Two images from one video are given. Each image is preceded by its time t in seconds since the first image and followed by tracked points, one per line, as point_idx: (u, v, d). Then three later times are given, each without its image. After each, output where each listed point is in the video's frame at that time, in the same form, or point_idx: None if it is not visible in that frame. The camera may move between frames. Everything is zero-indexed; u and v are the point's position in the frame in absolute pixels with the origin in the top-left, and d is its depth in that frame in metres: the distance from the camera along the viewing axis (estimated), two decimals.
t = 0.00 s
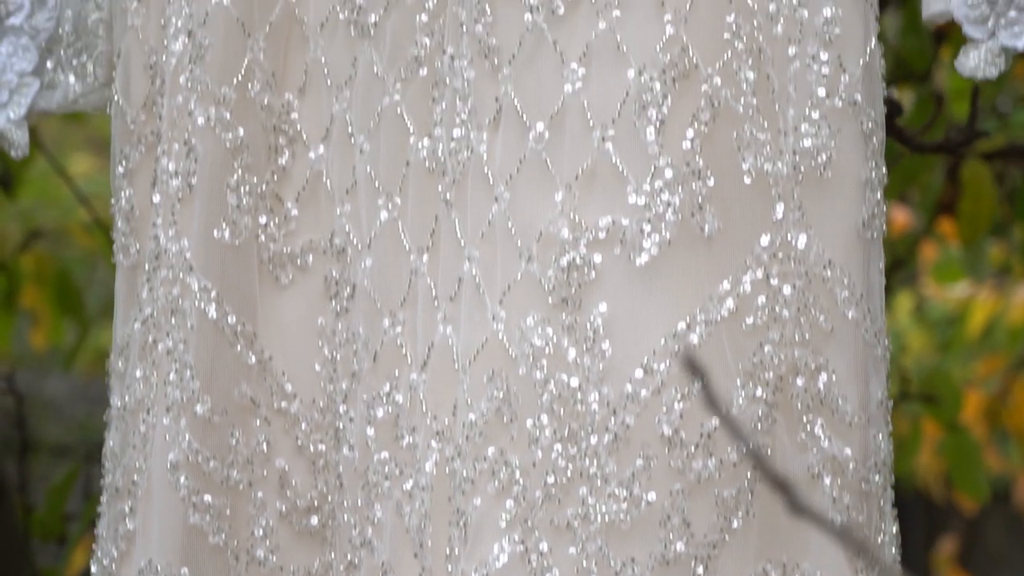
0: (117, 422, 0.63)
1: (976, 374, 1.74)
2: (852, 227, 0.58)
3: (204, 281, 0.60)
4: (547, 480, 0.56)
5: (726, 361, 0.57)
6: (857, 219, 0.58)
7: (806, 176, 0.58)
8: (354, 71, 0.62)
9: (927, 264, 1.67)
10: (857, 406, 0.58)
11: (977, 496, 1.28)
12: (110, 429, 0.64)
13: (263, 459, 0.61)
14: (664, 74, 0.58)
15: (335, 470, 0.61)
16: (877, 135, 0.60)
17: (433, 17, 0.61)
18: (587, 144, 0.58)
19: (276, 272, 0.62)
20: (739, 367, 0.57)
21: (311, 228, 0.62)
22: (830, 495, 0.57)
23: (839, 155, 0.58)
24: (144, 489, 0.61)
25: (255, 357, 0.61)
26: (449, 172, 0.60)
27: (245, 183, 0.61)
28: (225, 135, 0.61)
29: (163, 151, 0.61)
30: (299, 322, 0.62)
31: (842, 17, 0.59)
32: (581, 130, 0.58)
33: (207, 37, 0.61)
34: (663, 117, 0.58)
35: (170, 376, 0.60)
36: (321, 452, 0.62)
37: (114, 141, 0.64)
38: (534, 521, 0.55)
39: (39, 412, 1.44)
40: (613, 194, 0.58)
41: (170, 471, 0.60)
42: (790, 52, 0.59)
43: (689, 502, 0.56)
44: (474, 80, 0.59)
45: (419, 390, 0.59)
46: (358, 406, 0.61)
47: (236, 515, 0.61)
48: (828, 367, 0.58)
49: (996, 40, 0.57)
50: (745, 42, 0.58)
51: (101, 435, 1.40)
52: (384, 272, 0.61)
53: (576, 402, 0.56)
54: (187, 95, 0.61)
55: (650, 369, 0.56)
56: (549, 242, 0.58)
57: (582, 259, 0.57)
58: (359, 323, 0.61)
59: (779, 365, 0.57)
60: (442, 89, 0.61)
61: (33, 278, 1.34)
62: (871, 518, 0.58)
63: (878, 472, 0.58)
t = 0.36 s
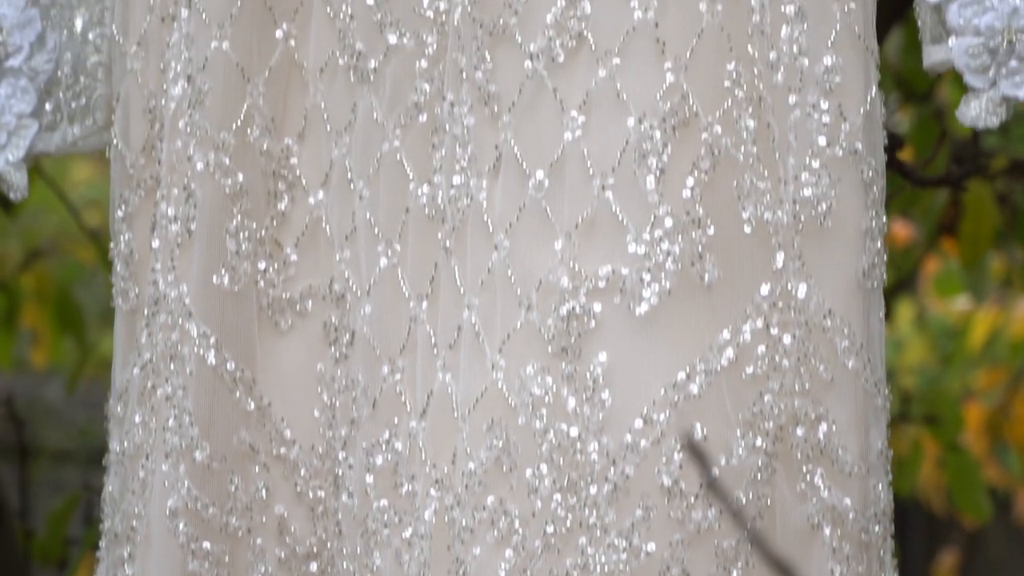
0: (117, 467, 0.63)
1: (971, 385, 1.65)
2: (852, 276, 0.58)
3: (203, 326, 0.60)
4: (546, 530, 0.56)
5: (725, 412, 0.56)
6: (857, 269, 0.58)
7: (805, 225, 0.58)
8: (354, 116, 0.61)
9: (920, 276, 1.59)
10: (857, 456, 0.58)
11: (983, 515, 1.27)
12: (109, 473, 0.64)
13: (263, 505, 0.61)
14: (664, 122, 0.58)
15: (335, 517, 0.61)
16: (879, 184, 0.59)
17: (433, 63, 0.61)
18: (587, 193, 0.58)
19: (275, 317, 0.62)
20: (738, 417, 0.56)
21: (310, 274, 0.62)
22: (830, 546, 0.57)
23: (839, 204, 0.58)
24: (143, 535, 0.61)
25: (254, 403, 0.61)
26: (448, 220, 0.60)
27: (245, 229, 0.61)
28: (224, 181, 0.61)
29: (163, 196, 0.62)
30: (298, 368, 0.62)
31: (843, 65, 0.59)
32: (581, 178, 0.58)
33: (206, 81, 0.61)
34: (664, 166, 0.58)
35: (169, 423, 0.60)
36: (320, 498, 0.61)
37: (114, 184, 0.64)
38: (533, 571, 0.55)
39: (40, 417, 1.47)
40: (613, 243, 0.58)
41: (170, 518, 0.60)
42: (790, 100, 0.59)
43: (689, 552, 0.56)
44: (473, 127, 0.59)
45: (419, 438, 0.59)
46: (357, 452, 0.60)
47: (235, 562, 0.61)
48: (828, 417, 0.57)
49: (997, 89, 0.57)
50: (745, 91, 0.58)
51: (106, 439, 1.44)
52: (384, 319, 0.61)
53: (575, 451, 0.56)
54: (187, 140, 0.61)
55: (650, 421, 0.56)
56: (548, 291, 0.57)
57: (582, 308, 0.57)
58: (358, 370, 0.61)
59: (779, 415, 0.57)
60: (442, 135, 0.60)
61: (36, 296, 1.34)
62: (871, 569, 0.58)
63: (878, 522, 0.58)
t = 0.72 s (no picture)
0: (118, 511, 0.63)
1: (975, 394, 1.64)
2: (854, 324, 0.58)
3: (205, 371, 0.60)
4: None
5: (727, 460, 0.56)
6: (859, 318, 0.58)
7: (808, 273, 0.58)
8: (356, 160, 0.61)
9: (928, 292, 1.52)
10: (860, 504, 0.57)
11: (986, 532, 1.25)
12: (111, 516, 0.64)
13: (264, 550, 0.61)
14: (666, 169, 0.58)
15: (337, 562, 0.60)
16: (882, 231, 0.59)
17: (434, 108, 0.61)
18: (590, 240, 0.58)
19: (277, 362, 0.62)
20: (739, 466, 0.56)
21: (312, 319, 0.62)
22: None
23: (842, 252, 0.58)
24: None
25: (256, 448, 0.61)
26: (450, 266, 0.60)
27: (247, 273, 0.61)
28: (226, 226, 0.61)
29: (164, 241, 0.61)
30: (300, 413, 0.62)
31: (846, 112, 0.58)
32: (583, 226, 0.58)
33: (207, 125, 0.61)
34: (667, 213, 0.58)
35: (171, 467, 0.60)
36: (322, 543, 0.61)
37: (115, 228, 0.64)
38: None
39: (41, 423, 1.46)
40: (615, 291, 0.58)
41: (170, 562, 0.59)
42: (793, 147, 0.58)
43: None
44: (475, 173, 0.59)
45: (420, 484, 0.59)
46: (359, 498, 0.60)
47: None
48: (831, 466, 0.57)
49: (1002, 137, 0.57)
50: (748, 137, 0.58)
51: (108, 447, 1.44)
52: (386, 364, 0.61)
53: (577, 499, 0.56)
54: (188, 184, 0.61)
55: (653, 468, 0.56)
56: (550, 337, 0.57)
57: (584, 355, 0.57)
58: (360, 416, 0.61)
59: (781, 463, 0.57)
60: (443, 180, 0.61)
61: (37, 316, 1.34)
62: None
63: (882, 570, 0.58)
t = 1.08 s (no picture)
0: (118, 553, 0.63)
1: (982, 410, 1.53)
2: (855, 370, 0.58)
3: (204, 414, 0.60)
4: None
5: (728, 506, 0.56)
6: (859, 363, 0.58)
7: (809, 318, 0.58)
8: (357, 204, 0.61)
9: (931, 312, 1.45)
10: (860, 549, 0.58)
11: (987, 549, 1.23)
12: (111, 557, 0.64)
13: None
14: (667, 214, 0.58)
15: None
16: (884, 275, 0.59)
17: (435, 150, 0.61)
18: (590, 284, 0.58)
19: (277, 404, 0.62)
20: (740, 511, 0.56)
21: (312, 361, 0.62)
22: None
23: (843, 297, 0.58)
24: None
25: (256, 490, 0.61)
26: (450, 309, 0.60)
27: (247, 316, 0.61)
28: (226, 268, 0.61)
29: (164, 282, 0.61)
30: (300, 455, 0.62)
31: (847, 157, 0.58)
32: (584, 271, 0.58)
33: (207, 167, 0.61)
34: (667, 258, 0.57)
35: (171, 509, 0.60)
36: None
37: (115, 268, 0.64)
38: None
39: (45, 427, 1.45)
40: (615, 336, 0.57)
41: None
42: (794, 193, 0.58)
43: None
44: (475, 217, 0.59)
45: (421, 527, 0.59)
46: (359, 542, 0.60)
47: None
48: (831, 511, 0.57)
49: (1003, 182, 0.57)
50: (749, 182, 0.58)
51: (110, 452, 1.44)
52: (386, 408, 0.61)
53: (577, 545, 0.56)
54: (189, 226, 0.61)
55: (652, 514, 0.56)
56: (551, 382, 0.57)
57: (585, 400, 0.57)
58: (360, 459, 0.61)
59: (782, 508, 0.56)
60: (444, 224, 0.60)
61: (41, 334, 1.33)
62: None
63: None
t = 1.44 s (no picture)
0: None
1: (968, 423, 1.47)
2: (857, 415, 0.58)
3: (205, 456, 0.60)
4: None
5: (728, 551, 0.56)
6: (860, 408, 0.58)
7: (810, 363, 0.57)
8: (357, 245, 0.61)
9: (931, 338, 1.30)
10: None
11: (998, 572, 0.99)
12: None
13: None
14: (667, 258, 0.57)
15: None
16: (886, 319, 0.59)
17: (436, 192, 0.61)
18: (590, 328, 0.58)
19: (278, 446, 0.62)
20: (740, 556, 0.56)
21: (312, 403, 0.62)
22: None
23: (843, 342, 0.58)
24: None
25: (256, 531, 0.61)
26: (450, 352, 0.60)
27: (247, 357, 0.61)
28: (226, 309, 0.60)
29: (164, 323, 0.61)
30: (300, 496, 0.62)
31: (847, 201, 0.58)
32: (584, 315, 0.58)
33: (207, 209, 0.60)
34: (668, 302, 0.57)
35: (171, 551, 0.59)
36: None
37: (115, 308, 0.64)
38: None
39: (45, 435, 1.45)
40: (615, 380, 0.57)
41: None
42: (794, 237, 0.58)
43: None
44: (475, 260, 0.59)
45: (421, 570, 0.59)
46: None
47: None
48: (831, 556, 0.57)
49: (1004, 227, 0.57)
50: (749, 226, 0.58)
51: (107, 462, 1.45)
52: (385, 451, 0.60)
53: None
54: (189, 267, 0.60)
55: (653, 559, 0.55)
56: (551, 427, 0.57)
57: (585, 445, 0.57)
58: (360, 501, 0.61)
59: (783, 553, 0.56)
60: (444, 266, 0.60)
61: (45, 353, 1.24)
62: None
63: None
